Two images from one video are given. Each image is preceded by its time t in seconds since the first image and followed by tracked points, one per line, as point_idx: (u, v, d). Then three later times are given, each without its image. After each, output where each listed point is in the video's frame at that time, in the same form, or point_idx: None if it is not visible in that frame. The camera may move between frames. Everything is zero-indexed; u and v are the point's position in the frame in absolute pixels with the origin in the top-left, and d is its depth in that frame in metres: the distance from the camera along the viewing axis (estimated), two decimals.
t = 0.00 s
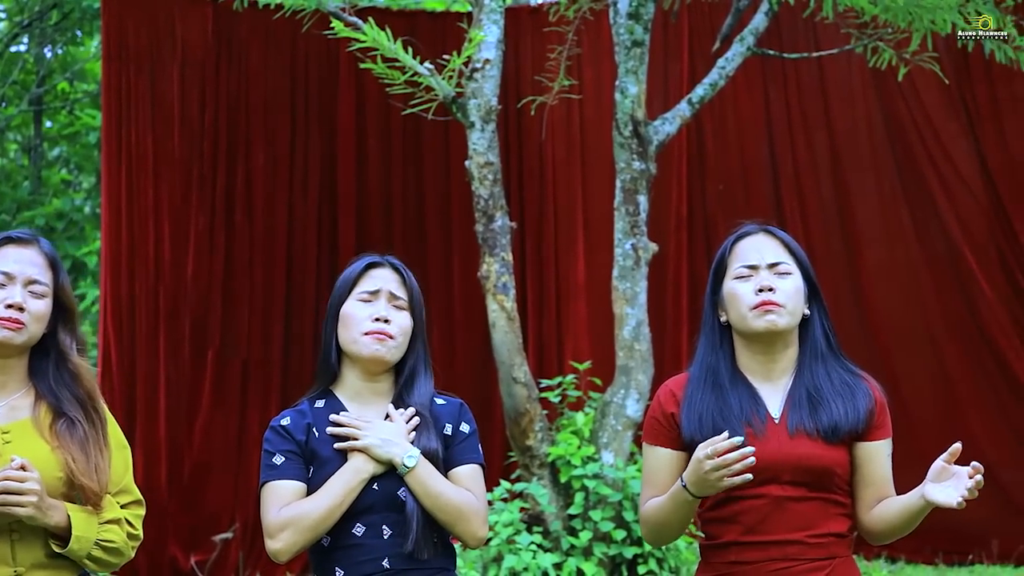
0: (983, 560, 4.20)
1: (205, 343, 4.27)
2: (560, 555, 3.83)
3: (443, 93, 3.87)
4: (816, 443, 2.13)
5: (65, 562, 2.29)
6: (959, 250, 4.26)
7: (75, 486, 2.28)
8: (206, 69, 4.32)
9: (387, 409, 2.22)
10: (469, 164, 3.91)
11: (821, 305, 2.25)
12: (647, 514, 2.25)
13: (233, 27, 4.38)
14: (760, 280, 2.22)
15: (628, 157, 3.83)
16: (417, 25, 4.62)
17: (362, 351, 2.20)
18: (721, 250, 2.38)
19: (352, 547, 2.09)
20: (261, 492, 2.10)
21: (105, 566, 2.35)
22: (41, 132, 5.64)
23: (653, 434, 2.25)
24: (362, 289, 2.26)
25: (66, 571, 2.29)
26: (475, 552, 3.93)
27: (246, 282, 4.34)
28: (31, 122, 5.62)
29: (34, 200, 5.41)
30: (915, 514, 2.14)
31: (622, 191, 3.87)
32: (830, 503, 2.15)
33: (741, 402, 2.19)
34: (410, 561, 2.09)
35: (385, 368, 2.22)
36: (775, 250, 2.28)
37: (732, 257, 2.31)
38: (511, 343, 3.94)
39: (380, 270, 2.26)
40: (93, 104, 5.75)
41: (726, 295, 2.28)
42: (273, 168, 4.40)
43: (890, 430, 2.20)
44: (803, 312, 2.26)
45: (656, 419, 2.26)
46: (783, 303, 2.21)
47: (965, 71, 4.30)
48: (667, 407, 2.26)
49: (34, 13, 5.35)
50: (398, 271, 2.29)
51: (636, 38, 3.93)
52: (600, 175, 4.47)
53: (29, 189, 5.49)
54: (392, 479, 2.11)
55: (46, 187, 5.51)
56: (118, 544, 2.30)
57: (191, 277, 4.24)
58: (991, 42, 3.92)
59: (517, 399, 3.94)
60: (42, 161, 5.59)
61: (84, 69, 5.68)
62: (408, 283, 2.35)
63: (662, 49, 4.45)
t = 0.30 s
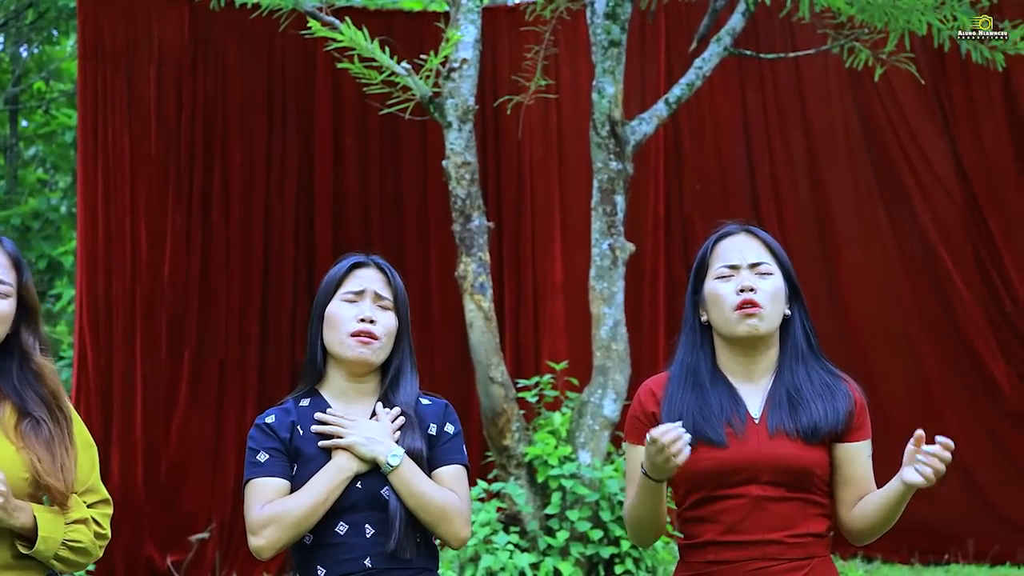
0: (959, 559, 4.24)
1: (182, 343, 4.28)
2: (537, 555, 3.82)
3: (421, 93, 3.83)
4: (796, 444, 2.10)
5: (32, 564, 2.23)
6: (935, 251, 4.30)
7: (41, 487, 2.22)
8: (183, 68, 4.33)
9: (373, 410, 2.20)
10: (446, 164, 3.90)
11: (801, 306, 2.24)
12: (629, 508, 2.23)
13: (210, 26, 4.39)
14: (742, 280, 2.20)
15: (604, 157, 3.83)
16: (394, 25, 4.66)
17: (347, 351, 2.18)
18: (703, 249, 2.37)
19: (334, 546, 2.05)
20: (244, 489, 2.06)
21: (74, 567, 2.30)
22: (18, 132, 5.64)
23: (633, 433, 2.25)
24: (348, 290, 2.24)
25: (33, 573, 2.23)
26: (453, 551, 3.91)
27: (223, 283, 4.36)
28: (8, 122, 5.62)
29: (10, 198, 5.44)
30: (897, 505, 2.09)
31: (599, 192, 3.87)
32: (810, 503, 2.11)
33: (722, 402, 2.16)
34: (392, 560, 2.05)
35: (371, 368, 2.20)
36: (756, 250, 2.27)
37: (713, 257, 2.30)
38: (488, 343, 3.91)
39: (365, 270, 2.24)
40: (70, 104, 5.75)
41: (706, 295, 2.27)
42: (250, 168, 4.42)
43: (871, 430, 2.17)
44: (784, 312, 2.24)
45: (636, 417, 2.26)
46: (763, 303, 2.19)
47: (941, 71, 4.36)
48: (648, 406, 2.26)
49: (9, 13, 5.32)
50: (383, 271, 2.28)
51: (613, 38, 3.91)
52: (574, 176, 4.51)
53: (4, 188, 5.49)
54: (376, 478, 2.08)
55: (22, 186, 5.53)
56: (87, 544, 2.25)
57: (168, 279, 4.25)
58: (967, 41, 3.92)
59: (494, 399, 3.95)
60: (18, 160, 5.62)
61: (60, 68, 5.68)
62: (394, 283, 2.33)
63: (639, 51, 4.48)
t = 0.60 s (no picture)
0: (944, 558, 4.26)
1: (168, 343, 4.30)
2: (523, 554, 3.82)
3: (407, 93, 3.83)
4: (787, 443, 2.09)
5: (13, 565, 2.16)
6: (922, 251, 4.31)
7: (21, 487, 2.13)
8: (168, 67, 4.37)
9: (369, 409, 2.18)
10: (432, 164, 3.89)
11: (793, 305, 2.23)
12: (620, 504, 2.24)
13: (196, 24, 4.42)
14: (733, 279, 2.19)
15: (590, 157, 3.83)
16: (380, 24, 4.67)
17: (345, 350, 2.17)
18: (695, 247, 2.35)
19: (329, 544, 2.04)
20: (240, 487, 2.06)
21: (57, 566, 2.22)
22: (3, 131, 5.61)
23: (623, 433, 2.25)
24: (345, 289, 2.23)
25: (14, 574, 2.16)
26: (437, 551, 3.86)
27: (208, 283, 4.37)
28: None
29: None
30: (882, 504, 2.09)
31: (585, 191, 3.86)
32: (799, 503, 2.11)
33: (712, 400, 2.15)
34: (386, 560, 2.05)
35: (368, 367, 2.18)
36: (749, 249, 2.25)
37: (706, 255, 2.28)
38: (475, 343, 3.91)
39: (364, 270, 2.23)
40: (56, 103, 5.72)
41: (697, 294, 2.26)
42: (236, 168, 4.43)
43: (860, 431, 2.17)
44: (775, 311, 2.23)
45: (627, 418, 2.24)
46: (755, 302, 2.18)
47: (927, 71, 4.37)
48: (638, 406, 2.24)
49: None
50: (381, 270, 2.27)
51: (600, 38, 3.91)
52: (558, 175, 4.55)
53: None
54: (371, 477, 2.08)
55: (8, 185, 5.52)
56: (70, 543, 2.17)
57: (154, 279, 4.28)
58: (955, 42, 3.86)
59: (481, 398, 3.95)
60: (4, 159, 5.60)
61: (45, 67, 5.66)
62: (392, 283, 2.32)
63: (625, 51, 4.50)
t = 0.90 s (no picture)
0: (933, 559, 4.26)
1: (157, 341, 4.33)
2: (512, 553, 3.81)
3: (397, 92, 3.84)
4: (781, 443, 2.09)
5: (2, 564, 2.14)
6: (911, 252, 4.32)
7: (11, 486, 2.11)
8: (159, 63, 4.40)
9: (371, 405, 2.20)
10: (422, 163, 3.89)
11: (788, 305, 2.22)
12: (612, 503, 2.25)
13: (185, 21, 4.44)
14: (728, 280, 2.19)
15: (580, 156, 3.83)
16: (371, 23, 4.66)
17: (345, 348, 2.17)
18: (690, 247, 2.34)
19: (328, 542, 2.05)
20: (239, 485, 2.06)
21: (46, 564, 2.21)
22: None
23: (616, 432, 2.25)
24: (346, 287, 2.24)
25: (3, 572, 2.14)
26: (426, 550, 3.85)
27: (197, 280, 4.40)
28: None
29: None
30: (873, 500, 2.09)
31: (575, 191, 3.87)
32: (792, 503, 2.10)
33: (705, 400, 2.15)
34: (383, 558, 2.05)
35: (368, 364, 2.19)
36: (744, 249, 2.25)
37: (700, 255, 2.27)
38: (465, 342, 3.91)
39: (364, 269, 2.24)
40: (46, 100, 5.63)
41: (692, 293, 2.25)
42: (227, 169, 4.45)
43: (854, 431, 2.17)
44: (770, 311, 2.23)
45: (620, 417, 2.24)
46: (750, 303, 2.17)
47: (917, 72, 4.40)
48: (632, 405, 2.24)
49: None
50: (381, 268, 2.27)
51: (590, 37, 3.92)
52: (548, 174, 4.56)
53: None
54: (371, 475, 2.09)
55: None
56: (60, 542, 2.16)
57: (143, 276, 4.30)
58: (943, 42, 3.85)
59: (469, 397, 3.91)
60: None
61: (35, 65, 5.53)
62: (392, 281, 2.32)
63: (615, 51, 4.50)
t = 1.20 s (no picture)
0: (919, 559, 4.27)
1: (144, 339, 4.32)
2: (499, 553, 3.79)
3: (385, 90, 3.83)
4: (767, 444, 2.09)
5: None
6: (900, 253, 4.33)
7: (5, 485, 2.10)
8: (147, 61, 4.39)
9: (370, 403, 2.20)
10: (409, 162, 3.89)
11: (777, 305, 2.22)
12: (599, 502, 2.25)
13: (173, 19, 4.44)
14: (717, 279, 2.18)
15: (568, 156, 3.84)
16: (359, 22, 4.65)
17: (343, 346, 2.17)
18: (679, 246, 2.34)
19: (322, 540, 2.04)
20: (234, 482, 2.05)
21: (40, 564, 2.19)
22: None
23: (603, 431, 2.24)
24: (345, 285, 2.23)
25: None
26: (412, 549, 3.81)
27: (184, 277, 4.39)
28: None
29: None
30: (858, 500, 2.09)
31: (562, 190, 3.86)
32: (777, 504, 2.10)
33: (692, 400, 2.15)
34: (377, 557, 2.05)
35: (367, 362, 2.19)
36: (733, 250, 2.24)
37: (690, 255, 2.27)
38: (452, 341, 3.88)
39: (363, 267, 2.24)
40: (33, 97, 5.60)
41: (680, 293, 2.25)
42: (213, 168, 4.43)
43: (840, 433, 2.17)
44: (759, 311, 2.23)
45: (608, 416, 2.24)
46: (738, 303, 2.17)
47: (905, 73, 4.41)
48: (619, 405, 2.23)
49: None
50: (380, 266, 2.27)
51: (578, 36, 3.92)
52: (535, 174, 4.56)
53: None
54: (366, 473, 2.08)
55: None
56: (55, 541, 2.15)
57: (129, 274, 4.30)
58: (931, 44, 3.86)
59: (457, 396, 3.90)
60: None
61: (22, 61, 5.51)
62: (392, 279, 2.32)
63: (603, 49, 4.50)
